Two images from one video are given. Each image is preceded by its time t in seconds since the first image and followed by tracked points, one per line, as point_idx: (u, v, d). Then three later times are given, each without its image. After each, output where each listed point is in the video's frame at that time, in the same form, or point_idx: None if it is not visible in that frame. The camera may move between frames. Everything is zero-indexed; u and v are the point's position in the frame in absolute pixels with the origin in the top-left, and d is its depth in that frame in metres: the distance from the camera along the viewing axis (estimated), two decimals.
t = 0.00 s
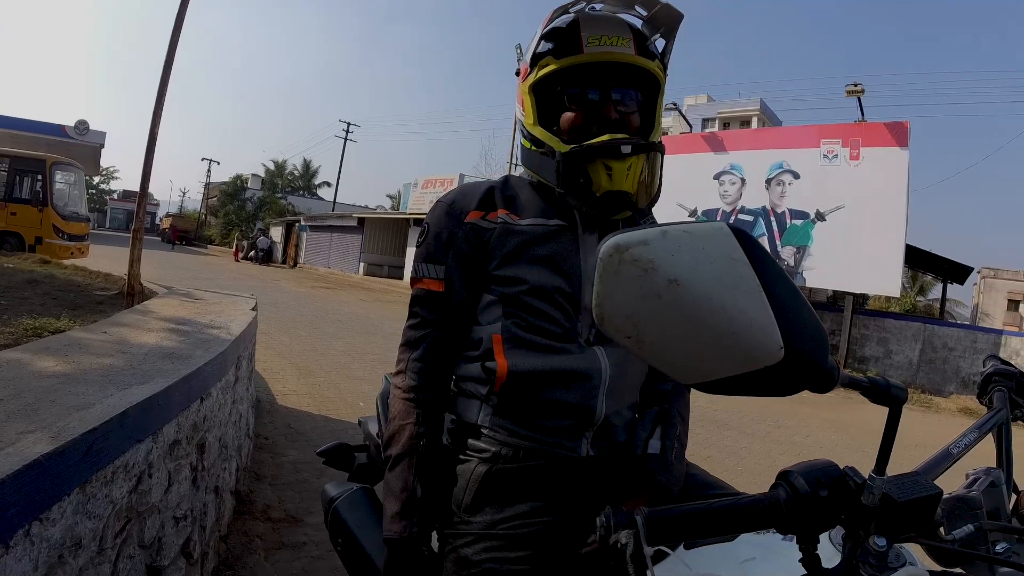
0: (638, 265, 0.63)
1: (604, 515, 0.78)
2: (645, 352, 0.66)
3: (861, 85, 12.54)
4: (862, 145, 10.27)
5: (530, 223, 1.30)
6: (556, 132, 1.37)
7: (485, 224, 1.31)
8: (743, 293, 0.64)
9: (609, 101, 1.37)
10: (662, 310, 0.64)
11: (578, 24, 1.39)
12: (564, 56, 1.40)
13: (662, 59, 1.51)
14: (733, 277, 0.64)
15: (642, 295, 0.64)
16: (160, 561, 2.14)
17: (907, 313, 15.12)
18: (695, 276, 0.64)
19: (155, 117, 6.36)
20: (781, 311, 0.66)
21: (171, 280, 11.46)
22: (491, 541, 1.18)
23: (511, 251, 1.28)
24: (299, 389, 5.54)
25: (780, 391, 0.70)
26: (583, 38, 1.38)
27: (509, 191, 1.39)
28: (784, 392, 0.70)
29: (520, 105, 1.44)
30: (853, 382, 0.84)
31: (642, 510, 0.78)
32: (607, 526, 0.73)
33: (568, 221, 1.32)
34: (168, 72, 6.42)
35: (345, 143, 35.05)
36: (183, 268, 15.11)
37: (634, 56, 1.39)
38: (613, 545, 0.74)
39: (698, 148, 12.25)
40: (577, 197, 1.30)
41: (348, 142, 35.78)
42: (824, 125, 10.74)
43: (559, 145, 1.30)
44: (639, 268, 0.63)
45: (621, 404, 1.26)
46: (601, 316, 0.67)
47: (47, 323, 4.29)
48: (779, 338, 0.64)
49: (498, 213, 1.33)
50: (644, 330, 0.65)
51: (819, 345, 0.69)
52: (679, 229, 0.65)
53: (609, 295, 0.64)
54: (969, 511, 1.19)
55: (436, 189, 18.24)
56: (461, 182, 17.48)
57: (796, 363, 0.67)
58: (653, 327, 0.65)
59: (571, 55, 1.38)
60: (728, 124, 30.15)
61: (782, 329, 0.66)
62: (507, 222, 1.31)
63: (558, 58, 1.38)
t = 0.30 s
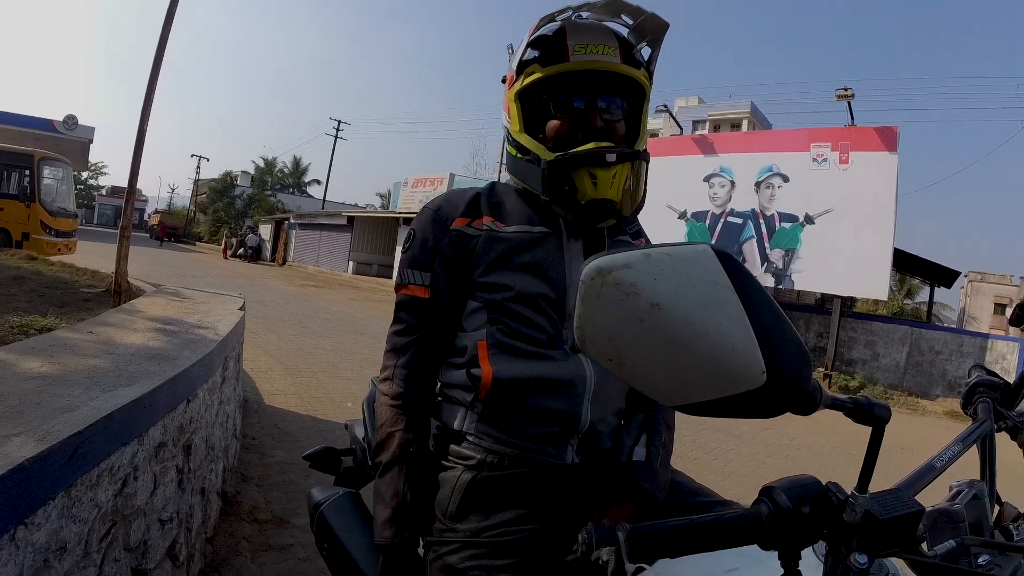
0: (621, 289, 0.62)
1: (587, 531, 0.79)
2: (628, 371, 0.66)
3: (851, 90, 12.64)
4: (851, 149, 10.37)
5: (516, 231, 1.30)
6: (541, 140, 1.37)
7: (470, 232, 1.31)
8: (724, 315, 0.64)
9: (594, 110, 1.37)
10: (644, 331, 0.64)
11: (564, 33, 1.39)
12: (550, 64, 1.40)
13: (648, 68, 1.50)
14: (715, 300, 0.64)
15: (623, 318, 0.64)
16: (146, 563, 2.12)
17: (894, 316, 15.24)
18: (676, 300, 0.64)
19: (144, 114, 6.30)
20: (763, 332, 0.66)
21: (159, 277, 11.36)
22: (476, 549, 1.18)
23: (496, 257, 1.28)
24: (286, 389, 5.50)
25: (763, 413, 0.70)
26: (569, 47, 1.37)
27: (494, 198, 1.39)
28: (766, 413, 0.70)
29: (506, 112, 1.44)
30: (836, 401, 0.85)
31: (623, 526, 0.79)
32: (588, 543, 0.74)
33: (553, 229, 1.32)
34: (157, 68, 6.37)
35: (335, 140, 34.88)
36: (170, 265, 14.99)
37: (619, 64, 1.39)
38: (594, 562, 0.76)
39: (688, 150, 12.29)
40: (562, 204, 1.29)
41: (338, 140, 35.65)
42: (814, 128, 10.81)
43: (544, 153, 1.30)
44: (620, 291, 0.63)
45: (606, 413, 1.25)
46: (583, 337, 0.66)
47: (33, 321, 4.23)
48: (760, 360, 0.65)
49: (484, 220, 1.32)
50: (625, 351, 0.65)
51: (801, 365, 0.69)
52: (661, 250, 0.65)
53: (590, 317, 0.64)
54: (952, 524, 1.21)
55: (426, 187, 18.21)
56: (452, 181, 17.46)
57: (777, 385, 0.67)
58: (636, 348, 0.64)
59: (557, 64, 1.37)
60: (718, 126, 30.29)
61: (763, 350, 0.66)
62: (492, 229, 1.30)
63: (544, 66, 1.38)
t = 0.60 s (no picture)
0: (597, 304, 0.61)
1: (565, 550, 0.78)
2: (606, 389, 0.65)
3: (835, 104, 12.84)
4: (835, 161, 10.50)
5: (498, 239, 1.29)
6: (523, 150, 1.36)
7: (452, 240, 1.30)
8: (703, 330, 0.63)
9: (575, 120, 1.37)
10: (623, 348, 0.63)
11: (545, 42, 1.38)
12: (531, 73, 1.39)
13: (628, 77, 1.50)
14: (696, 314, 0.63)
15: (601, 334, 0.62)
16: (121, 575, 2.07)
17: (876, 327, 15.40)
18: (654, 316, 0.62)
19: (128, 117, 6.23)
20: (742, 348, 0.65)
21: (140, 282, 11.20)
22: (455, 562, 1.17)
23: (478, 266, 1.27)
24: (268, 396, 5.43)
25: (746, 431, 0.70)
26: (549, 56, 1.37)
27: (477, 206, 1.38)
28: (750, 433, 0.69)
29: (488, 122, 1.43)
30: (823, 420, 0.84)
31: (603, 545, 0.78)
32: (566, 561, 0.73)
33: (536, 237, 1.31)
34: (143, 71, 6.31)
35: (322, 146, 34.76)
36: (152, 270, 14.78)
37: (600, 72, 1.38)
38: None
39: (674, 161, 12.37)
40: (543, 213, 1.28)
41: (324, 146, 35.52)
42: (799, 141, 10.95)
43: (526, 162, 1.29)
44: (597, 306, 0.62)
45: (588, 423, 1.24)
46: (559, 352, 0.65)
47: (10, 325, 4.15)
48: (743, 379, 0.64)
49: (466, 227, 1.31)
50: (603, 369, 0.64)
51: (783, 382, 0.68)
52: (641, 264, 0.64)
53: (566, 332, 0.63)
54: (937, 540, 1.20)
55: (411, 195, 18.18)
56: (438, 189, 17.45)
57: (760, 404, 0.66)
58: (614, 364, 0.63)
59: (537, 73, 1.37)
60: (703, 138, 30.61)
61: (746, 366, 0.66)
62: (474, 238, 1.29)
63: (525, 75, 1.37)
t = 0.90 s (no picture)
0: (611, 316, 0.62)
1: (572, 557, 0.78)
2: (616, 398, 0.65)
3: (831, 107, 12.91)
4: (831, 164, 10.55)
5: (499, 243, 1.29)
6: (523, 154, 1.36)
7: (452, 244, 1.30)
8: (713, 341, 0.64)
9: (575, 124, 1.37)
10: (633, 361, 0.63)
11: (545, 45, 1.39)
12: (531, 78, 1.40)
13: (629, 80, 1.51)
14: (706, 323, 0.64)
15: (612, 346, 0.62)
16: None
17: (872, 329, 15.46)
18: (666, 328, 0.63)
19: (126, 116, 6.22)
20: (752, 359, 0.66)
21: (136, 282, 11.16)
22: (456, 567, 1.17)
23: (478, 271, 1.27)
24: (264, 397, 5.42)
25: (752, 441, 0.70)
26: (550, 59, 1.37)
27: (477, 210, 1.38)
28: (758, 443, 0.69)
29: (488, 125, 1.43)
30: (829, 428, 0.85)
31: (609, 552, 0.78)
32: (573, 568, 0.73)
33: (537, 242, 1.31)
34: (141, 71, 6.29)
35: (319, 145, 34.72)
36: (148, 269, 14.73)
37: (601, 76, 1.39)
38: None
39: (671, 163, 12.39)
40: (544, 218, 1.28)
41: (320, 146, 35.48)
42: (795, 143, 10.98)
43: (527, 168, 1.29)
44: (609, 318, 0.62)
45: (589, 428, 1.25)
46: (570, 363, 0.65)
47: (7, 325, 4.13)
48: (754, 391, 0.64)
49: (466, 232, 1.31)
50: (612, 381, 0.64)
51: (789, 391, 0.68)
52: (653, 276, 0.65)
53: (577, 343, 0.63)
54: (936, 544, 1.22)
55: (408, 196, 18.18)
56: (435, 190, 17.44)
57: (769, 414, 0.66)
58: (624, 375, 0.63)
59: (537, 77, 1.37)
60: (700, 139, 30.67)
61: (754, 376, 0.66)
62: (475, 242, 1.29)
63: (525, 79, 1.37)
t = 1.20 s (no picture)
0: (624, 317, 0.63)
1: (581, 553, 0.80)
2: (627, 397, 0.67)
3: (831, 107, 12.93)
4: (831, 164, 10.57)
5: (505, 244, 1.30)
6: (530, 155, 1.37)
7: (458, 244, 1.31)
8: (724, 342, 0.65)
9: (582, 125, 1.39)
10: (645, 362, 0.65)
11: (553, 48, 1.40)
12: (538, 79, 1.41)
13: (635, 83, 1.52)
14: (716, 324, 0.65)
15: (626, 346, 0.64)
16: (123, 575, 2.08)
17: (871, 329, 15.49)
18: (678, 329, 0.64)
19: (128, 116, 6.22)
20: (763, 360, 0.67)
21: (137, 281, 11.17)
22: (462, 564, 1.19)
23: (484, 271, 1.28)
24: (265, 396, 5.43)
25: (760, 439, 0.71)
26: (557, 61, 1.39)
27: (483, 211, 1.39)
28: (766, 440, 0.71)
29: (494, 127, 1.44)
30: (835, 426, 0.86)
31: (618, 547, 0.80)
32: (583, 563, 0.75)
33: (543, 243, 1.32)
34: (143, 72, 6.30)
35: (319, 145, 34.76)
36: (149, 268, 14.74)
37: (609, 79, 1.41)
38: None
39: (671, 163, 12.40)
40: (549, 218, 1.30)
41: (320, 145, 35.48)
42: (795, 144, 11.00)
43: (534, 169, 1.30)
44: (624, 319, 0.64)
45: (593, 427, 1.26)
46: (584, 363, 0.67)
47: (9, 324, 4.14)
48: (763, 390, 0.65)
49: (473, 232, 1.32)
50: (625, 380, 0.65)
51: (798, 391, 0.70)
52: (665, 279, 0.66)
53: (592, 344, 0.65)
54: (935, 540, 1.23)
55: (408, 195, 18.19)
56: (435, 189, 17.46)
57: (777, 413, 0.68)
58: (636, 374, 0.65)
59: (545, 79, 1.38)
60: (700, 139, 30.71)
61: (763, 377, 0.67)
62: (481, 242, 1.31)
63: (531, 81, 1.39)
